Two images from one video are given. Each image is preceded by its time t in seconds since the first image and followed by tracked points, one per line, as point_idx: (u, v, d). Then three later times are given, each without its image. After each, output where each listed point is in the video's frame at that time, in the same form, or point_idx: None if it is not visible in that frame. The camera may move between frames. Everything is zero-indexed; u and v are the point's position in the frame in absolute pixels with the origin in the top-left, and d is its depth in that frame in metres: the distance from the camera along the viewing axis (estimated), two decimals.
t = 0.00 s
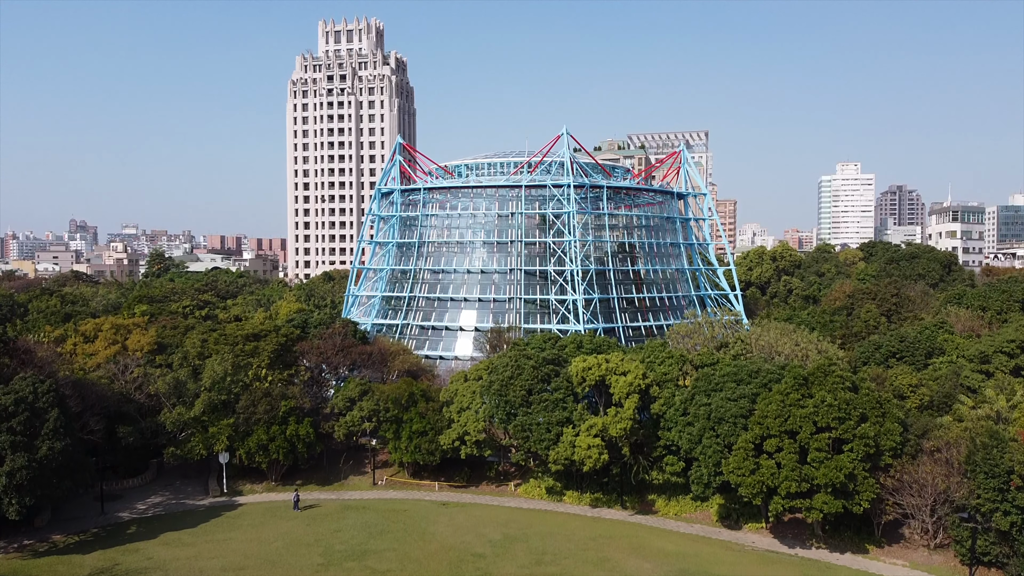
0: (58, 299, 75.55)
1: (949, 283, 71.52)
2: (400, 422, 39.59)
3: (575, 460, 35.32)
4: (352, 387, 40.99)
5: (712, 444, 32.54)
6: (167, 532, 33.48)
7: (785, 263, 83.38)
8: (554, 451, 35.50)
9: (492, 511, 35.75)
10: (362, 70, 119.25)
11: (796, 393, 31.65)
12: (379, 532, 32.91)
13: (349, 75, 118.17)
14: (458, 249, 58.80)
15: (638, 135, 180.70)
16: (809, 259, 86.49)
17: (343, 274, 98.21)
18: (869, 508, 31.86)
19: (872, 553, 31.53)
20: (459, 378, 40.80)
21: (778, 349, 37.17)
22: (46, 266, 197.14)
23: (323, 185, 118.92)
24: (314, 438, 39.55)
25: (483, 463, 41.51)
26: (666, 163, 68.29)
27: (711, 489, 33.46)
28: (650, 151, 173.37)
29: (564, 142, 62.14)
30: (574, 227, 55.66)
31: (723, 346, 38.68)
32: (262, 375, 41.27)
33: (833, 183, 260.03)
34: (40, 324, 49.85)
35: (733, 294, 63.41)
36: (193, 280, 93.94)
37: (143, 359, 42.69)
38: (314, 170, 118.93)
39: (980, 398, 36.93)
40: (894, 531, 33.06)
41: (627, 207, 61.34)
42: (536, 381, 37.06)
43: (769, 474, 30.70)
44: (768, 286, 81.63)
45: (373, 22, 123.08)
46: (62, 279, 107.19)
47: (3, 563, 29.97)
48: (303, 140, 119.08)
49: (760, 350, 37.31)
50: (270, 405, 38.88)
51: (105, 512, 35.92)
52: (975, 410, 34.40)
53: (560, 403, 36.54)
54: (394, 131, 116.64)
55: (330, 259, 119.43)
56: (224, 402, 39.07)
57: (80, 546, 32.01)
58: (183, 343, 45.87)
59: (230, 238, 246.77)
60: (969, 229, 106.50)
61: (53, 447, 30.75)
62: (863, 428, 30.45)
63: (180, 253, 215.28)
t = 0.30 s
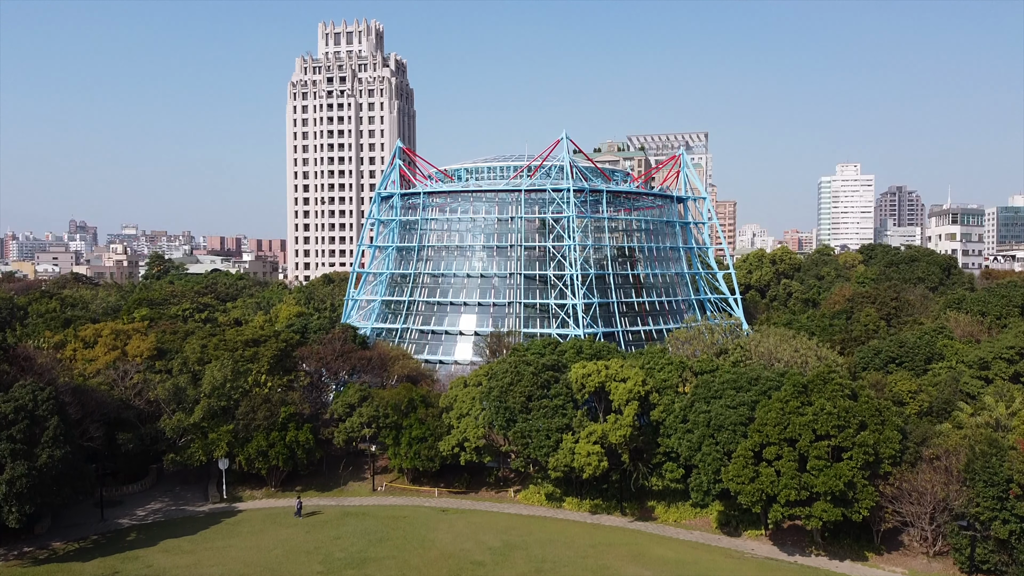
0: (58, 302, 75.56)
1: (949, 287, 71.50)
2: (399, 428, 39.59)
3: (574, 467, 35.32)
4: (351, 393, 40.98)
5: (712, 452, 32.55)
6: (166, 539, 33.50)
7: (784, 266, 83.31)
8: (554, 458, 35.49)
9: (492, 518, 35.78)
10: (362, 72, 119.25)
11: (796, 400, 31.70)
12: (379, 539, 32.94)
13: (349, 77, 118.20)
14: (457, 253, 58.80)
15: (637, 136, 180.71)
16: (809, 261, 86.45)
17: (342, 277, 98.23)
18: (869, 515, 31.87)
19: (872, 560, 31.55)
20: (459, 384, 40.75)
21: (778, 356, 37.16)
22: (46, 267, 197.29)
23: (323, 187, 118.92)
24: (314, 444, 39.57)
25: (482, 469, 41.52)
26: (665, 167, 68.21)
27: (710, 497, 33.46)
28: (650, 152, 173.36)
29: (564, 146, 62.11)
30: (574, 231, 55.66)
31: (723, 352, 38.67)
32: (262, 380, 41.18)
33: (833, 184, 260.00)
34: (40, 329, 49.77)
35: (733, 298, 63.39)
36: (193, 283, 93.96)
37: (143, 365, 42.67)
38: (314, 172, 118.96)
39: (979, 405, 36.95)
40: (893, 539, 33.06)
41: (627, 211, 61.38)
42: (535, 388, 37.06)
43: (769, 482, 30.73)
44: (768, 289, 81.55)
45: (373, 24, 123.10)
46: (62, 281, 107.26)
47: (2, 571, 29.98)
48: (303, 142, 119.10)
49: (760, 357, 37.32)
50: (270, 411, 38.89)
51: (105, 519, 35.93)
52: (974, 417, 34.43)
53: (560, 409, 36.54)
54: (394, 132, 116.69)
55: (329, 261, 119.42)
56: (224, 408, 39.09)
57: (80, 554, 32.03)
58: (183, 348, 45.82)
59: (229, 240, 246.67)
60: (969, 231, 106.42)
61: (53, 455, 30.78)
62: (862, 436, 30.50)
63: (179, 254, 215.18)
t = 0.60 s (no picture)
0: (58, 305, 75.61)
1: (949, 290, 71.52)
2: (399, 434, 39.58)
3: (574, 474, 35.31)
4: (351, 398, 40.95)
5: (711, 459, 32.56)
6: (166, 546, 33.51)
7: (784, 269, 83.30)
8: (553, 465, 35.46)
9: (491, 525, 35.80)
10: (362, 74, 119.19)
11: (795, 408, 31.74)
12: (378, 547, 32.96)
13: (348, 79, 118.17)
14: (457, 257, 58.79)
15: (637, 137, 180.74)
16: (808, 264, 86.44)
17: (342, 279, 98.26)
18: (868, 523, 31.84)
19: (871, 568, 31.53)
20: (459, 390, 40.71)
21: (777, 362, 37.14)
22: (46, 267, 197.25)
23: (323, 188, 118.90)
24: (313, 450, 39.59)
25: (482, 475, 41.53)
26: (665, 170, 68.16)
27: (710, 504, 33.46)
28: (650, 153, 173.41)
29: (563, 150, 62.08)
30: (574, 235, 55.62)
31: (722, 359, 38.66)
32: (261, 386, 41.31)
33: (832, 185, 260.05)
34: (39, 334, 49.70)
35: (733, 302, 63.35)
36: (193, 285, 93.99)
37: (143, 371, 42.64)
38: (314, 174, 118.94)
39: (978, 412, 36.96)
40: (892, 546, 33.01)
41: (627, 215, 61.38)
42: (535, 395, 37.12)
43: (768, 490, 30.76)
44: (767, 292, 81.54)
45: (373, 26, 123.05)
46: (62, 283, 107.34)
47: None
48: (303, 143, 119.10)
49: (759, 363, 37.34)
50: (269, 417, 38.91)
51: (105, 525, 35.94)
52: (974, 425, 34.44)
53: (559, 416, 36.55)
54: (393, 134, 116.75)
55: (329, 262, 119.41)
56: (224, 414, 39.06)
57: (79, 561, 32.04)
58: (182, 353, 45.78)
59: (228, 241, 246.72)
60: (969, 233, 106.42)
61: (53, 463, 30.80)
62: (862, 444, 30.52)
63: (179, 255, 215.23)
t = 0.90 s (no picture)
0: (58, 309, 75.64)
1: (948, 294, 71.54)
2: (399, 440, 39.54)
3: (573, 481, 35.31)
4: (350, 405, 40.93)
5: (711, 466, 32.56)
6: (166, 553, 33.52)
7: (783, 272, 83.25)
8: (553, 472, 35.44)
9: (491, 532, 35.83)
10: (362, 76, 119.18)
11: (795, 416, 31.75)
12: (378, 554, 32.97)
13: (348, 81, 118.17)
14: (457, 261, 58.75)
15: (636, 138, 180.75)
16: (808, 267, 86.41)
17: (342, 282, 98.27)
18: (868, 530, 31.85)
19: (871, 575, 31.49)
20: (458, 396, 40.68)
21: (777, 369, 37.11)
22: (46, 269, 197.29)
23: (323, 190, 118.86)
24: (313, 456, 39.61)
25: (481, 481, 41.54)
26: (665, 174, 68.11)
27: (709, 511, 33.44)
28: (649, 155, 173.36)
29: (563, 154, 61.96)
30: (574, 240, 55.58)
31: (722, 365, 38.63)
32: (261, 393, 41.05)
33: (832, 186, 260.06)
34: (38, 339, 49.61)
35: (733, 306, 63.33)
36: (192, 288, 94.03)
37: (143, 377, 42.58)
38: (314, 176, 118.92)
39: (978, 419, 37.00)
40: (891, 553, 33.01)
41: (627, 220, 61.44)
42: (534, 401, 37.13)
43: (767, 498, 30.79)
44: (767, 295, 81.45)
45: (373, 28, 123.03)
46: (61, 286, 107.39)
47: None
48: (303, 145, 119.07)
49: (758, 370, 37.31)
50: (269, 423, 38.90)
51: (105, 532, 35.94)
52: (973, 432, 34.48)
53: (559, 422, 36.54)
54: (393, 137, 116.78)
55: (329, 264, 119.38)
56: (223, 421, 39.04)
57: (79, 568, 32.04)
58: (182, 358, 45.71)
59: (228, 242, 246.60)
60: (968, 235, 106.31)
61: (53, 471, 30.82)
62: (861, 452, 30.55)
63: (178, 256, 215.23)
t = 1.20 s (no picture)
0: (58, 312, 75.67)
1: (948, 297, 71.56)
2: (399, 446, 39.54)
3: (573, 488, 35.35)
4: (349, 411, 40.93)
5: (710, 474, 32.59)
6: (166, 560, 33.55)
7: (783, 275, 83.16)
8: (553, 479, 35.46)
9: (491, 539, 35.86)
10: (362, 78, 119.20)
11: (794, 423, 31.79)
12: (378, 561, 33.00)
13: (348, 83, 118.21)
14: (456, 265, 58.73)
15: (636, 140, 180.69)
16: (807, 270, 86.38)
17: (342, 284, 98.30)
18: (867, 538, 31.89)
19: None
20: (458, 402, 40.68)
21: (776, 375, 37.08)
22: (46, 270, 197.55)
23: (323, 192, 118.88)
24: (312, 462, 39.65)
25: (481, 487, 41.55)
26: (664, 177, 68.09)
27: (709, 518, 33.46)
28: (649, 156, 173.31)
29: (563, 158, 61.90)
30: (574, 244, 55.56)
31: (721, 372, 38.62)
32: (261, 399, 41.01)
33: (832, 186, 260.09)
34: (38, 345, 49.52)
35: (732, 310, 63.31)
36: (192, 290, 94.07)
37: (143, 383, 42.54)
38: (314, 178, 118.93)
39: (977, 425, 37.02)
40: (891, 560, 33.06)
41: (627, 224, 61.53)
42: (534, 408, 36.97)
43: (767, 506, 30.82)
44: (766, 298, 81.37)
45: (373, 30, 123.01)
46: (61, 288, 107.47)
47: None
48: (303, 147, 119.06)
49: (758, 376, 37.29)
50: (269, 430, 38.94)
51: (105, 538, 35.95)
52: (972, 439, 34.52)
53: (559, 429, 36.50)
54: (393, 139, 116.81)
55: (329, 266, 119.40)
56: (223, 427, 39.06)
57: None
58: (182, 364, 45.66)
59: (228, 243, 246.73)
60: (967, 238, 106.26)
61: (53, 479, 30.87)
62: (860, 460, 30.59)
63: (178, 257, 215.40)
